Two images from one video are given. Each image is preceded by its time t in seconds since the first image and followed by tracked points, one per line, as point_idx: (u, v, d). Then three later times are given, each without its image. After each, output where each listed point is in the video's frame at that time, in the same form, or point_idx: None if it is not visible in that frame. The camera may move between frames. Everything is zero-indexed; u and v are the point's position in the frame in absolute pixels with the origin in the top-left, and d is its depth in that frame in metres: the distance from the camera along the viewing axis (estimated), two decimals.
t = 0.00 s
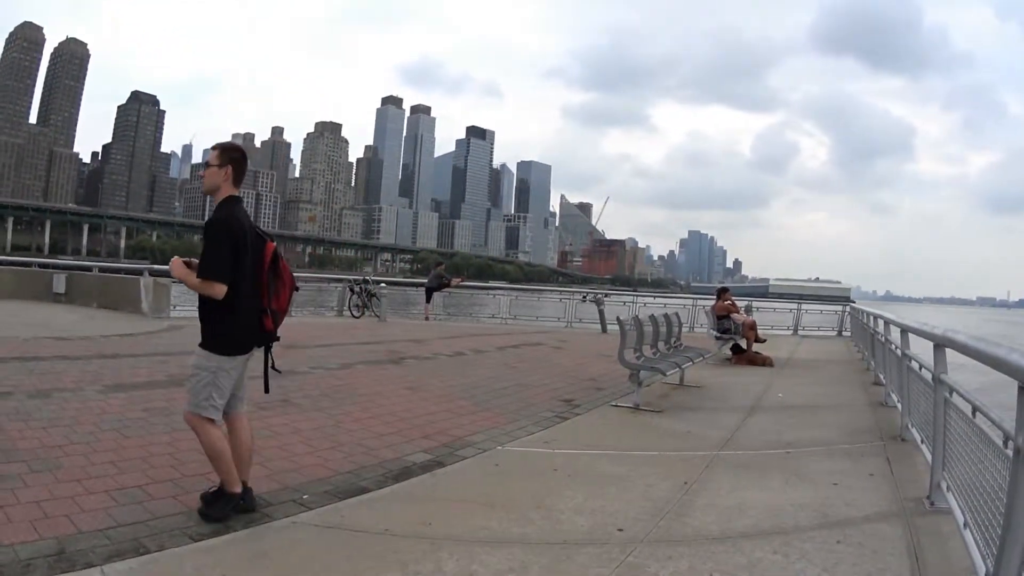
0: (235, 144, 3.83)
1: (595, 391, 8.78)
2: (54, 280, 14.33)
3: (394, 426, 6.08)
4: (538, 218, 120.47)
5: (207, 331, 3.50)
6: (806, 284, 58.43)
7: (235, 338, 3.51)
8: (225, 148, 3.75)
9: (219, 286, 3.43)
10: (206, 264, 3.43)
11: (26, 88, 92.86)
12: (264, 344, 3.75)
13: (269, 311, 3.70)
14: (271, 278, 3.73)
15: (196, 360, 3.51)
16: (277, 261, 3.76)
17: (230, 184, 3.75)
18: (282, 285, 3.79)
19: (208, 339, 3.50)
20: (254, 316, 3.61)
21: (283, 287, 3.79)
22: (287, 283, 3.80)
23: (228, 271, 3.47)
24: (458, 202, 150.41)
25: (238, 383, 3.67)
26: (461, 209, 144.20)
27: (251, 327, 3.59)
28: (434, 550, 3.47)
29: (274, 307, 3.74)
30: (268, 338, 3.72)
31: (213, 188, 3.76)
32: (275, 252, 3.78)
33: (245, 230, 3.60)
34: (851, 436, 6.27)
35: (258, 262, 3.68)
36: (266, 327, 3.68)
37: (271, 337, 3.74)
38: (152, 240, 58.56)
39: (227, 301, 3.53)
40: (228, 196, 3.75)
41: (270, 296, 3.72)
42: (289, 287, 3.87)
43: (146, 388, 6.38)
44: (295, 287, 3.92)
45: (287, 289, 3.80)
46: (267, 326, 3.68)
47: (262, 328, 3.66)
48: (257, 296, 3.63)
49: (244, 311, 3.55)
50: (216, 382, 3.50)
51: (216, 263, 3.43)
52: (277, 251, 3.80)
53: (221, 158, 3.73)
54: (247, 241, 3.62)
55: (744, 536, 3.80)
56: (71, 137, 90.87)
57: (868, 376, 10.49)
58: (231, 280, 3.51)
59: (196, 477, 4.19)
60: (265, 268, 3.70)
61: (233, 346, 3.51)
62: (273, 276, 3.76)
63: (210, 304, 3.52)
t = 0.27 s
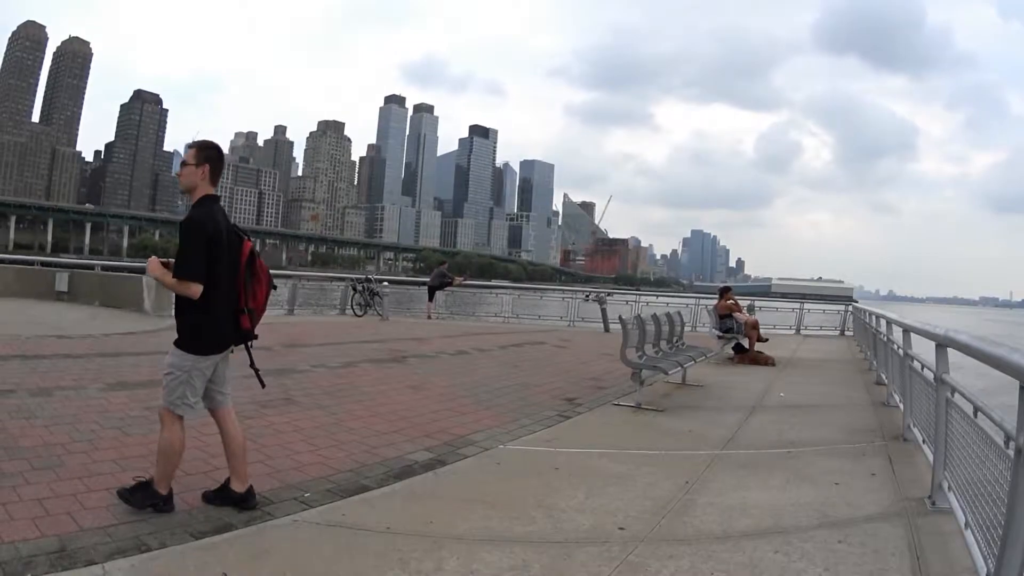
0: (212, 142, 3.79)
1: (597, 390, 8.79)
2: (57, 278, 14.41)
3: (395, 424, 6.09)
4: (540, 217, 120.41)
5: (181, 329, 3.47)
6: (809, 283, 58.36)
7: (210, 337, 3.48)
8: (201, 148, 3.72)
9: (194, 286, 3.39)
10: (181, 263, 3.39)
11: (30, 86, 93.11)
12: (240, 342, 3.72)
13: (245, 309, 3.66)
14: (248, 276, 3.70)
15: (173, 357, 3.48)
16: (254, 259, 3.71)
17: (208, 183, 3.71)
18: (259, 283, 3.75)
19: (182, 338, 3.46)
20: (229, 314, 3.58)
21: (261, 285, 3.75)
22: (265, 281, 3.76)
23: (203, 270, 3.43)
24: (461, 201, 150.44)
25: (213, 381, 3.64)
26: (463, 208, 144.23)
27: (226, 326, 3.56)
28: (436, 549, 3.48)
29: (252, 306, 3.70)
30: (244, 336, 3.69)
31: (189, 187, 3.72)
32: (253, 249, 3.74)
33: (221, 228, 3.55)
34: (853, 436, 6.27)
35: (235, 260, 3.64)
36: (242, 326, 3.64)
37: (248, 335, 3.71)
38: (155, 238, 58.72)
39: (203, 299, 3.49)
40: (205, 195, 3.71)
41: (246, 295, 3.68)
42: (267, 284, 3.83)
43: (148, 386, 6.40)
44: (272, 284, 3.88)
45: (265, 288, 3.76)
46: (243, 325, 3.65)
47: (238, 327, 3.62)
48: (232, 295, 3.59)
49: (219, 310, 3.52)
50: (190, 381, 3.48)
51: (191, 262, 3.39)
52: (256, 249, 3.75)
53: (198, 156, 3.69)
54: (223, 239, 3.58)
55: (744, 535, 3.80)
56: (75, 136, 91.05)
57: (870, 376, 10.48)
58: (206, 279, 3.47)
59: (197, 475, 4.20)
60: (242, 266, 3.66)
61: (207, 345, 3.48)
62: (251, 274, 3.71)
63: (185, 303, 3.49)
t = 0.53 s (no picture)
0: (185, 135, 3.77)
1: (599, 388, 8.79)
2: (60, 276, 14.48)
3: (397, 422, 6.10)
4: (543, 215, 120.30)
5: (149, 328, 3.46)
6: (812, 282, 58.24)
7: (177, 335, 3.47)
8: (172, 142, 3.69)
9: (160, 288, 3.38)
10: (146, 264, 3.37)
11: (34, 84, 93.30)
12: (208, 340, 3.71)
13: (214, 308, 3.65)
14: (219, 273, 3.67)
15: (142, 357, 3.47)
16: (226, 256, 3.69)
17: (179, 177, 3.69)
18: (229, 281, 3.73)
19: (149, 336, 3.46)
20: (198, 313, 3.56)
21: (231, 282, 3.73)
22: (235, 279, 3.74)
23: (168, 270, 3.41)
24: (464, 199, 150.45)
25: (182, 377, 3.63)
26: (466, 206, 144.26)
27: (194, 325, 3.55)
28: (438, 546, 3.48)
29: (220, 304, 3.68)
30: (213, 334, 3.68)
31: (161, 182, 3.70)
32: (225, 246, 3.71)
33: (190, 227, 3.53)
34: (856, 435, 6.26)
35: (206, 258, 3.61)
36: (210, 324, 3.63)
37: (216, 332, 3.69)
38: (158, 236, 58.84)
39: (170, 298, 3.48)
40: (177, 190, 3.69)
41: (215, 292, 3.66)
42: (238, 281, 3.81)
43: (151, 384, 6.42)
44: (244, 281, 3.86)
45: (235, 285, 3.73)
46: (211, 323, 3.64)
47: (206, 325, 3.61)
48: (201, 293, 3.57)
49: (187, 308, 3.49)
50: (159, 377, 3.47)
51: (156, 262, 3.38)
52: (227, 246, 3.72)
53: (169, 151, 3.66)
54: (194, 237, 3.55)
55: (745, 534, 3.79)
56: (78, 134, 91.27)
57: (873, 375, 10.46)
58: (173, 279, 3.45)
59: (199, 473, 4.21)
60: (213, 264, 3.63)
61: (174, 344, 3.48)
62: (221, 272, 3.69)
63: (151, 303, 3.48)
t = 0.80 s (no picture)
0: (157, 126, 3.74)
1: (601, 385, 8.80)
2: (63, 274, 14.54)
3: (400, 419, 6.11)
4: (545, 212, 120.18)
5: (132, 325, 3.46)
6: (815, 279, 58.10)
7: (162, 329, 3.47)
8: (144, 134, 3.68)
9: (136, 286, 3.38)
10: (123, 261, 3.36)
11: (36, 82, 93.40)
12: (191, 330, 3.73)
13: (195, 298, 3.67)
14: (195, 264, 3.69)
15: (130, 355, 3.49)
16: (201, 246, 3.72)
17: (152, 170, 3.67)
18: (207, 271, 3.76)
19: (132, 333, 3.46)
20: (180, 305, 3.58)
21: (209, 272, 3.75)
22: (213, 268, 3.77)
23: (145, 266, 3.41)
24: (466, 196, 150.40)
25: (171, 373, 3.67)
26: (468, 203, 144.19)
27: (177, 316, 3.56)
28: (440, 543, 3.49)
29: (200, 293, 3.71)
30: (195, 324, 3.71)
31: (136, 174, 3.69)
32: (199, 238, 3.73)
33: (166, 220, 3.53)
34: (858, 432, 6.25)
35: (182, 250, 3.62)
36: (192, 315, 3.66)
37: (198, 322, 3.72)
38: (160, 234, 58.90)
39: (149, 294, 3.48)
40: (151, 182, 3.68)
41: (194, 283, 3.68)
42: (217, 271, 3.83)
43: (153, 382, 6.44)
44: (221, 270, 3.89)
45: (214, 275, 3.77)
46: (193, 313, 3.66)
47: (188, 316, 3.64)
48: (181, 285, 3.59)
49: (169, 301, 3.50)
50: (149, 373, 3.49)
51: (133, 259, 3.37)
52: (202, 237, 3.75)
53: (143, 143, 3.65)
54: (168, 231, 3.55)
55: (746, 531, 3.79)
56: (81, 131, 91.37)
57: (875, 372, 10.43)
58: (151, 275, 3.46)
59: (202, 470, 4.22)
60: (190, 256, 3.65)
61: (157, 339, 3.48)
62: (197, 263, 3.70)
63: (130, 299, 3.47)
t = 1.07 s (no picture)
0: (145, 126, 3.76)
1: (603, 383, 8.79)
2: (65, 274, 14.61)
3: (402, 418, 6.11)
4: (547, 211, 120.10)
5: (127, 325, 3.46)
6: (818, 277, 58.00)
7: (159, 327, 3.49)
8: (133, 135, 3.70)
9: (133, 285, 3.37)
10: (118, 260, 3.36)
11: (39, 82, 93.59)
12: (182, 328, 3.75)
13: (187, 296, 3.71)
14: (187, 262, 3.73)
15: (123, 355, 3.48)
16: (193, 245, 3.75)
17: (144, 169, 3.69)
18: (198, 268, 3.80)
19: (127, 332, 3.46)
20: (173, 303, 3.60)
21: (200, 270, 3.79)
22: (204, 266, 3.82)
23: (141, 265, 3.42)
24: (468, 195, 150.39)
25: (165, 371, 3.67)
26: (470, 202, 144.16)
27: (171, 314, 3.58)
28: (443, 541, 3.49)
29: (192, 291, 3.74)
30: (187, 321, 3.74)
31: (127, 174, 3.70)
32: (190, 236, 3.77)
33: (159, 220, 3.55)
34: (861, 429, 6.24)
35: (175, 249, 3.64)
36: (184, 312, 3.69)
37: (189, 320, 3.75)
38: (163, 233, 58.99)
39: (144, 292, 3.48)
40: (142, 181, 3.69)
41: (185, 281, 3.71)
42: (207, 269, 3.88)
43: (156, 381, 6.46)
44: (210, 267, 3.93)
45: (205, 273, 3.81)
46: (185, 310, 3.70)
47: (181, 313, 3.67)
48: (174, 283, 3.61)
49: (164, 300, 3.52)
50: (145, 372, 3.49)
51: (129, 258, 3.37)
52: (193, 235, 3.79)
53: (133, 142, 3.67)
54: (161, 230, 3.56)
55: (748, 529, 3.79)
56: (83, 131, 91.59)
57: (878, 370, 10.41)
58: (146, 273, 3.47)
59: (205, 469, 4.23)
60: (182, 254, 3.68)
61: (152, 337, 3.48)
62: (187, 261, 3.74)
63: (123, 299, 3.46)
